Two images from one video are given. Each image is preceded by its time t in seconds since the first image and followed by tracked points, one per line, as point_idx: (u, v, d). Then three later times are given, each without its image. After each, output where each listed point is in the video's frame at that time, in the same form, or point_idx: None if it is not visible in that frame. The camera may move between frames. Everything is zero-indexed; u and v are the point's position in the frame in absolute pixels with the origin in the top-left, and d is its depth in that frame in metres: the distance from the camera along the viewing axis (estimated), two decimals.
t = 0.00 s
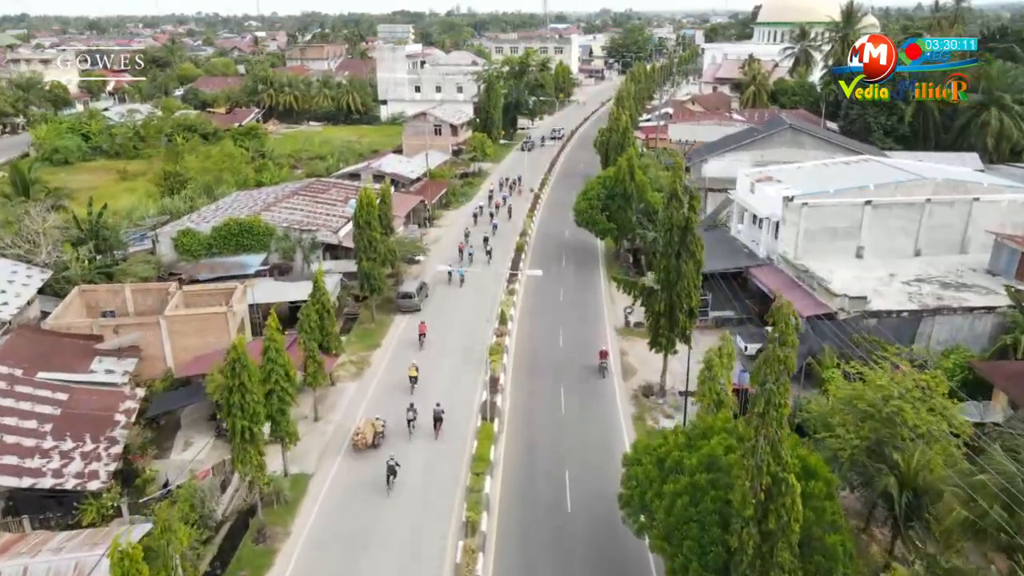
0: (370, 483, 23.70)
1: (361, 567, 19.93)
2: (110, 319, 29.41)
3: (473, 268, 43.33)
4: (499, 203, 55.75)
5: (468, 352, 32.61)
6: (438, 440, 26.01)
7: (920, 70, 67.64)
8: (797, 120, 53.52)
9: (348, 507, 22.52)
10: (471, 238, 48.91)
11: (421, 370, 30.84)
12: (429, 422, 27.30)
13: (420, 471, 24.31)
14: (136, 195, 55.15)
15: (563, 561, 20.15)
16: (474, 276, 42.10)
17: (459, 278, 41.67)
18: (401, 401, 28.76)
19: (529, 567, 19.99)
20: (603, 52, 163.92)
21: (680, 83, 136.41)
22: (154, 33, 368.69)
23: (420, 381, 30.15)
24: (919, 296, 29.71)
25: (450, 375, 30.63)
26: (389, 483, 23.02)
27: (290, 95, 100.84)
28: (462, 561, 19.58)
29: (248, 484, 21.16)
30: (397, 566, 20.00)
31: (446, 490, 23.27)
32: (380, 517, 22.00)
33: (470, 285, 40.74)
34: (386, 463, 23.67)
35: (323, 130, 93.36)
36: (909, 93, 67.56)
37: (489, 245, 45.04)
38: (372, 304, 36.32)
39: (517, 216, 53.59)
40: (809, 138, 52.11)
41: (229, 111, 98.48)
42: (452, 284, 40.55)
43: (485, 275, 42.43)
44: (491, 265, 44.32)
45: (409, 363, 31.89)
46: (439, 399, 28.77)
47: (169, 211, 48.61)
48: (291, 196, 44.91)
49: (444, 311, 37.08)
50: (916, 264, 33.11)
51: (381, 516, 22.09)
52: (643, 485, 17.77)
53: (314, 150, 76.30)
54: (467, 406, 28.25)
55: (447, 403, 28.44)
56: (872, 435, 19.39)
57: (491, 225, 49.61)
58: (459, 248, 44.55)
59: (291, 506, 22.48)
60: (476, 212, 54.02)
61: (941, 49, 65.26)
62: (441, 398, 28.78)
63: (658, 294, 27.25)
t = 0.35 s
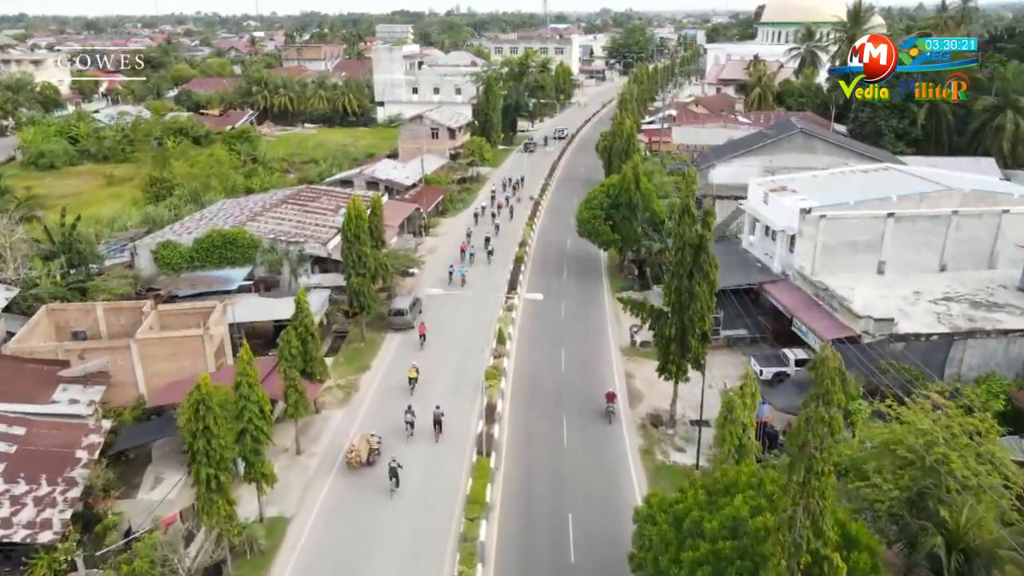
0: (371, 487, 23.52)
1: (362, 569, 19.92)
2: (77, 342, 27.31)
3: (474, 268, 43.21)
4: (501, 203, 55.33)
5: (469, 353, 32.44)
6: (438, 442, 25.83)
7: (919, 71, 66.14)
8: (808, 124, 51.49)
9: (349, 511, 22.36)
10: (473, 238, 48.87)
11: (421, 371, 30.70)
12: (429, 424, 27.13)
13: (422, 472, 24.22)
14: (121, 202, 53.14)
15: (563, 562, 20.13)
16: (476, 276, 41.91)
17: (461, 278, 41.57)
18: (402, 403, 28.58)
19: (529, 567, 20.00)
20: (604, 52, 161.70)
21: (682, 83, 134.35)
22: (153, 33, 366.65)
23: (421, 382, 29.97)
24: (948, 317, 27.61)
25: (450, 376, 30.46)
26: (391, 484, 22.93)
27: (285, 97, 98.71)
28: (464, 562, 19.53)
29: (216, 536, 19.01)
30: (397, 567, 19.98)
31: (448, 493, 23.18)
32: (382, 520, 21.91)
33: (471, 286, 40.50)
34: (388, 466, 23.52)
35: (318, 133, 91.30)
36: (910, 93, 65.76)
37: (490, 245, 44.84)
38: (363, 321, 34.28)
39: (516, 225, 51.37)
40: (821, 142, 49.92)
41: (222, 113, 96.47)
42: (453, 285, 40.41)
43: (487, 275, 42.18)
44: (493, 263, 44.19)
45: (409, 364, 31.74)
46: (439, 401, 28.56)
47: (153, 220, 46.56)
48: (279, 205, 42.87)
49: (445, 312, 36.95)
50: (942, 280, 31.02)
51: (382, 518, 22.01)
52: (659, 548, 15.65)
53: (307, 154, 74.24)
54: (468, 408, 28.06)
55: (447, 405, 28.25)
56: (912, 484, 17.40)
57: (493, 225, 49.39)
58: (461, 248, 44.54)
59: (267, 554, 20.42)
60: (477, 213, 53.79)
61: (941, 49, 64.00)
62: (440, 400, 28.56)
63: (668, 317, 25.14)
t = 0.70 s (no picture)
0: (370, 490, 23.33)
1: (362, 569, 19.93)
2: (38, 369, 25.09)
3: (477, 269, 43.25)
4: (505, 203, 55.06)
5: (469, 354, 32.35)
6: (439, 444, 25.74)
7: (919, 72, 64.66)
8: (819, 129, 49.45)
9: (350, 513, 22.23)
10: (475, 238, 48.73)
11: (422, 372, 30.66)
12: (429, 425, 26.99)
13: (424, 473, 24.19)
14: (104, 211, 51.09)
15: (564, 562, 20.13)
16: (479, 276, 41.98)
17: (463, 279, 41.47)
18: (403, 404, 28.48)
19: (529, 568, 20.00)
20: (605, 52, 159.58)
21: (685, 84, 132.22)
22: (151, 32, 364.48)
23: (421, 383, 29.90)
24: (984, 342, 25.44)
25: (451, 377, 30.37)
26: (393, 486, 22.86)
27: (279, 98, 96.56)
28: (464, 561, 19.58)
29: None
30: (397, 567, 19.99)
31: (449, 493, 23.18)
32: (383, 521, 21.86)
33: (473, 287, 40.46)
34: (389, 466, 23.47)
35: (313, 135, 89.20)
36: (910, 93, 64.01)
37: (492, 245, 44.70)
38: (351, 341, 32.15)
39: (516, 235, 49.18)
40: (834, 147, 47.89)
41: (215, 115, 94.39)
42: (455, 285, 40.43)
43: (488, 276, 42.13)
44: (495, 265, 44.02)
45: (410, 364, 31.69)
46: (439, 402, 28.44)
47: (135, 230, 44.50)
48: (266, 215, 40.84)
49: (446, 312, 36.99)
50: (973, 299, 28.89)
51: (383, 519, 21.96)
52: None
53: (301, 158, 72.14)
54: (468, 409, 27.93)
55: (446, 407, 28.12)
56: (967, 550, 15.26)
57: (496, 225, 49.36)
58: (464, 248, 44.51)
59: None
60: (480, 213, 53.53)
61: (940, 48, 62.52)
62: (438, 403, 28.37)
63: (682, 344, 22.95)
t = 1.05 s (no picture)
0: (366, 505, 22.54)
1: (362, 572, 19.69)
2: None
3: (480, 268, 42.95)
4: (508, 203, 54.69)
5: (471, 355, 32.02)
6: (438, 448, 25.33)
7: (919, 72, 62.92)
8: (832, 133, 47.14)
9: (352, 517, 21.95)
10: (477, 237, 48.41)
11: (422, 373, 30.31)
12: (429, 428, 26.61)
13: (424, 476, 23.87)
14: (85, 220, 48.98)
15: (567, 566, 19.86)
16: (481, 276, 41.70)
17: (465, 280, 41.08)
18: (404, 405, 28.10)
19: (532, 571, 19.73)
20: (605, 52, 157.41)
21: (687, 84, 130.04)
22: (152, 31, 364.13)
23: (422, 385, 29.55)
24: None
25: (452, 378, 29.98)
26: (395, 489, 22.51)
27: (273, 100, 94.46)
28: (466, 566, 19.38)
29: None
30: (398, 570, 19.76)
31: (451, 497, 22.88)
32: (384, 525, 21.55)
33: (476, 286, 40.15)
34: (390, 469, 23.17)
35: (308, 138, 87.09)
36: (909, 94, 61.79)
37: (495, 245, 44.30)
38: (338, 364, 29.95)
39: (515, 245, 46.78)
40: (849, 153, 45.52)
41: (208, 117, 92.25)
42: (457, 285, 40.09)
43: (490, 275, 41.77)
44: (498, 265, 43.60)
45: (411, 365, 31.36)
46: (440, 404, 28.04)
47: (114, 241, 42.39)
48: (252, 225, 38.73)
49: (448, 312, 36.70)
50: (1010, 321, 26.67)
51: (383, 523, 21.66)
52: None
53: (294, 162, 70.04)
54: (469, 412, 27.53)
55: (446, 409, 27.72)
56: None
57: (500, 225, 49.06)
58: (466, 247, 44.15)
59: None
60: (481, 214, 52.86)
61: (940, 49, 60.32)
62: (436, 406, 27.93)
63: (697, 378, 20.74)
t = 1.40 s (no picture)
0: (362, 530, 21.29)
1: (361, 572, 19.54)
2: None
3: (482, 268, 42.78)
4: (510, 203, 54.54)
5: (472, 357, 31.79)
6: (438, 451, 25.07)
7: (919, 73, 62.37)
8: (846, 138, 44.98)
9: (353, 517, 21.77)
10: (481, 237, 48.38)
11: (423, 376, 30.08)
12: (428, 430, 26.38)
13: (425, 479, 23.62)
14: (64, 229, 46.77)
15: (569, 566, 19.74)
16: (483, 276, 41.54)
17: (467, 279, 40.83)
18: (405, 407, 27.92)
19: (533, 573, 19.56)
20: (607, 53, 155.11)
21: (690, 85, 127.94)
22: (149, 31, 361.91)
23: (423, 388, 29.34)
24: None
25: (453, 381, 29.77)
26: (395, 491, 22.29)
27: (267, 102, 92.23)
28: None
29: None
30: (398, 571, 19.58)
31: (451, 499, 22.64)
32: (384, 528, 21.35)
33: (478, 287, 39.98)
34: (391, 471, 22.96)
35: (302, 141, 84.93)
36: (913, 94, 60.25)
37: (497, 246, 44.09)
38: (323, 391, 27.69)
39: (514, 258, 44.37)
40: (864, 159, 43.31)
41: (200, 119, 90.07)
42: (459, 286, 39.88)
43: (493, 276, 41.59)
44: (500, 265, 43.39)
45: (413, 367, 31.12)
46: (440, 408, 27.79)
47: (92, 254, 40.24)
48: (235, 237, 36.52)
49: (450, 313, 36.54)
50: None
51: (382, 526, 21.46)
52: None
53: (286, 167, 67.91)
54: (469, 416, 27.24)
55: (445, 413, 27.47)
56: None
57: (502, 226, 48.92)
58: (468, 248, 43.90)
59: None
60: (485, 214, 53.05)
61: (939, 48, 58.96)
62: (436, 409, 27.66)
63: (718, 419, 18.50)
